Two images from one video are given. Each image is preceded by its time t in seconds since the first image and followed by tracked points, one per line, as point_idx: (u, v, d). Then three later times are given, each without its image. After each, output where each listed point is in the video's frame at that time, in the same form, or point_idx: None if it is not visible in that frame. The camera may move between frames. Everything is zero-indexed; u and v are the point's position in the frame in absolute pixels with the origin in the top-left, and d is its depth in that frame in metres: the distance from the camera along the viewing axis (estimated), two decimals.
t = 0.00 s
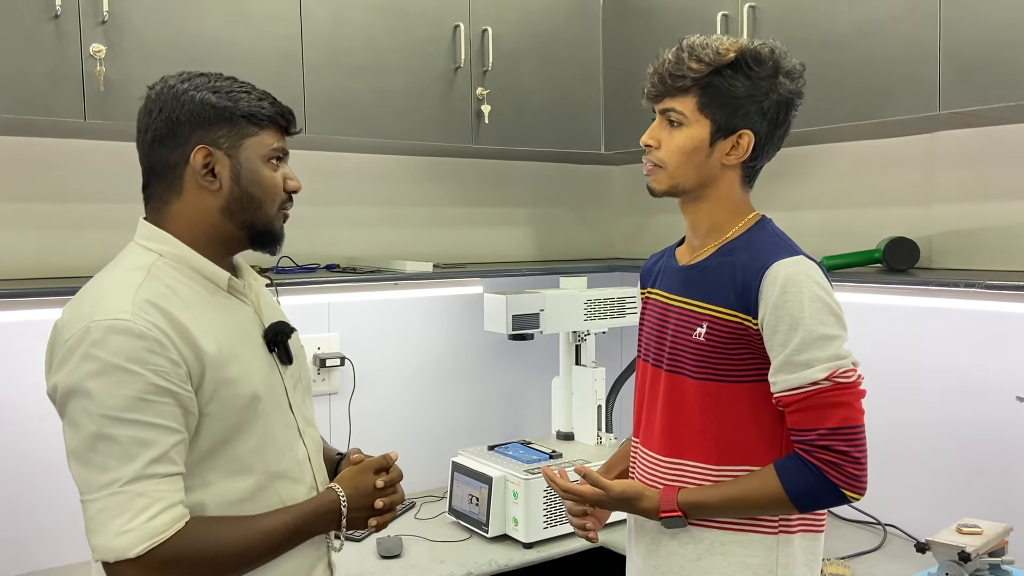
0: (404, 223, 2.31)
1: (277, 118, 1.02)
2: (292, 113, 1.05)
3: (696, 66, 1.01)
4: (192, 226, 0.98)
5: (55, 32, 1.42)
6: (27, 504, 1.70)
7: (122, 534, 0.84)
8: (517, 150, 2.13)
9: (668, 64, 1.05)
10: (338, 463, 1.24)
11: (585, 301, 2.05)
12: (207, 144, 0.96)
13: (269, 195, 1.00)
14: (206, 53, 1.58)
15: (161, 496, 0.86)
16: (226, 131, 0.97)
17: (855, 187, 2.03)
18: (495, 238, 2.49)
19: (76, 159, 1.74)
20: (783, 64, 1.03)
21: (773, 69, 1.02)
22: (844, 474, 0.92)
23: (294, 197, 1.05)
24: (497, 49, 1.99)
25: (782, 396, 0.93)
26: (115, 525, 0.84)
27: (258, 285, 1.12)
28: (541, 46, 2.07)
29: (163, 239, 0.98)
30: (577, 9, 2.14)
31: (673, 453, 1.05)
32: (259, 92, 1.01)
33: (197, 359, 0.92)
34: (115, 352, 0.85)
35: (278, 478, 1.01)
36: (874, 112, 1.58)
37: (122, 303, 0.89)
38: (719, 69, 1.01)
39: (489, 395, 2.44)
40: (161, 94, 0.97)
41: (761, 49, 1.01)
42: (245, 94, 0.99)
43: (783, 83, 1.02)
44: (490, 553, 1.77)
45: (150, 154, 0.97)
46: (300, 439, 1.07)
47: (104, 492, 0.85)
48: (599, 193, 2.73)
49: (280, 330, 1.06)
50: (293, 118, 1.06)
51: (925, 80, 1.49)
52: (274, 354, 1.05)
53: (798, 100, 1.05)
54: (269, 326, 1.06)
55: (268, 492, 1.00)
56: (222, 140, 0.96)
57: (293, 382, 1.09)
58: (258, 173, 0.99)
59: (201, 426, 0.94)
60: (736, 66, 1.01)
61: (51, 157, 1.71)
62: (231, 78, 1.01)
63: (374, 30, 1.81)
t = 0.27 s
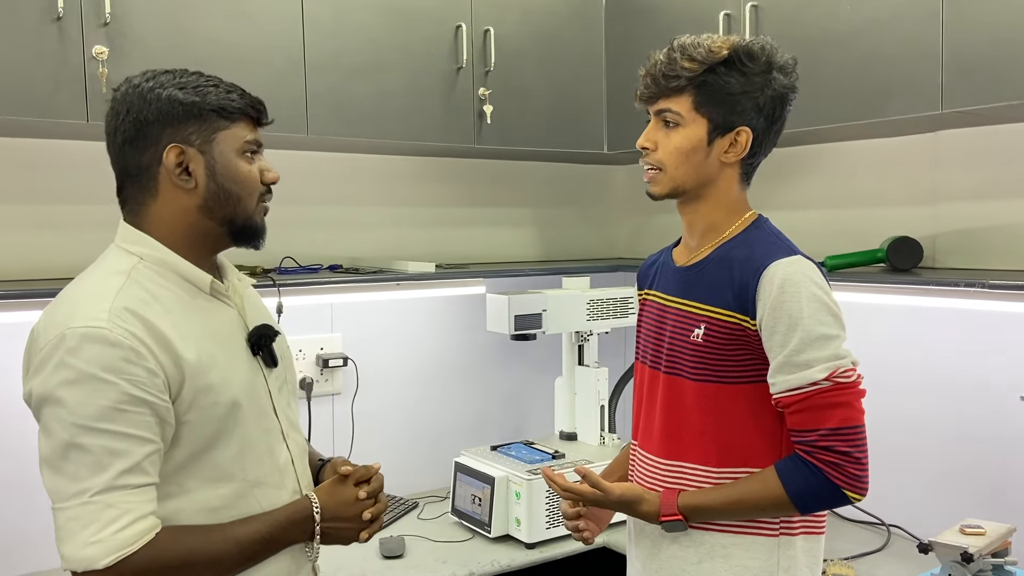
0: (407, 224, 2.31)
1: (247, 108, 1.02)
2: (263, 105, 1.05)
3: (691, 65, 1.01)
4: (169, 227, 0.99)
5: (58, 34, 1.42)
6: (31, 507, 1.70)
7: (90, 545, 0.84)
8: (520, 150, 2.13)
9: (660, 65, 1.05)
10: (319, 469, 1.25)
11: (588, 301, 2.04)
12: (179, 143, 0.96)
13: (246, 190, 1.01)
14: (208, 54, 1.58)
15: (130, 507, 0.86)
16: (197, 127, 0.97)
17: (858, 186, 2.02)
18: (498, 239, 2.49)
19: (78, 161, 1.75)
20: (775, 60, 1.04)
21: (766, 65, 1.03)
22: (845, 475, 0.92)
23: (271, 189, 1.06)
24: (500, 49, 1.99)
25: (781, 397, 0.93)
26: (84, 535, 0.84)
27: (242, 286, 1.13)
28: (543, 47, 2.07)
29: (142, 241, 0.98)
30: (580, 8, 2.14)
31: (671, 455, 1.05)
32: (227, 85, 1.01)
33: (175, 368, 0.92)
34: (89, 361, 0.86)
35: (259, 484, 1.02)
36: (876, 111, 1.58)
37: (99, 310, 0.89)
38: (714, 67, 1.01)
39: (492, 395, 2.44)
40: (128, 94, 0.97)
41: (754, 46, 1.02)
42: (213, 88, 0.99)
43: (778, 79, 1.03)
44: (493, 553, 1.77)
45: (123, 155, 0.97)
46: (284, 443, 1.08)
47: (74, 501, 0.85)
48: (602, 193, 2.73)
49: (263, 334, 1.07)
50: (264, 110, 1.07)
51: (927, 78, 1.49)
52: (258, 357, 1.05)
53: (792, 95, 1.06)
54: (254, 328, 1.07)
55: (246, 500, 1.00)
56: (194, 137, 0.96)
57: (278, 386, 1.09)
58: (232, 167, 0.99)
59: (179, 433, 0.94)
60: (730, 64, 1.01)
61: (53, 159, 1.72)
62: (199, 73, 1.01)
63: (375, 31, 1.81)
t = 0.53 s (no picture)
0: (410, 224, 2.31)
1: (227, 117, 1.00)
2: (244, 109, 1.03)
3: (684, 65, 1.02)
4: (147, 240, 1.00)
5: (60, 36, 1.43)
6: (33, 509, 1.70)
7: (82, 548, 0.84)
8: (522, 150, 2.13)
9: (654, 66, 1.06)
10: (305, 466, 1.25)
11: (590, 301, 2.05)
12: (152, 158, 0.96)
13: (224, 202, 1.00)
14: (209, 56, 1.59)
15: (123, 511, 0.87)
16: (172, 140, 0.97)
17: (861, 185, 2.02)
18: (501, 239, 2.49)
19: (81, 162, 1.75)
20: (769, 61, 1.05)
21: (760, 66, 1.04)
22: (846, 473, 0.91)
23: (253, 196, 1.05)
24: (502, 50, 1.99)
25: (780, 396, 0.93)
26: (76, 538, 0.85)
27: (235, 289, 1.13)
28: (544, 46, 2.07)
29: (134, 244, 0.98)
30: (581, 8, 2.14)
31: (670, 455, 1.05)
32: (204, 93, 0.99)
33: (173, 372, 0.93)
34: (87, 366, 0.86)
35: (254, 486, 1.03)
36: (878, 110, 1.57)
37: (97, 315, 0.90)
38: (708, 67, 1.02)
39: (495, 395, 2.44)
40: (103, 105, 0.96)
41: (747, 47, 1.03)
42: (191, 98, 0.98)
43: (771, 79, 1.04)
44: (495, 554, 1.77)
45: (101, 166, 0.98)
46: (273, 443, 1.09)
47: (67, 504, 0.85)
48: (605, 193, 2.72)
49: (256, 335, 1.07)
50: (247, 113, 1.05)
51: (930, 77, 1.48)
52: (250, 358, 1.06)
53: (785, 95, 1.07)
54: (246, 329, 1.08)
55: (242, 501, 1.01)
56: (168, 152, 0.96)
57: (268, 386, 1.10)
58: (207, 180, 0.99)
59: (178, 435, 0.95)
60: (724, 64, 1.02)
61: (56, 160, 1.73)
62: (177, 79, 0.99)
63: (377, 31, 1.81)
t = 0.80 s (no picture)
0: (412, 224, 2.32)
1: (221, 115, 1.00)
2: (238, 107, 1.03)
3: (678, 65, 1.02)
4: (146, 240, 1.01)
5: (62, 38, 1.43)
6: (39, 510, 1.70)
7: (98, 543, 0.85)
8: (524, 150, 2.13)
9: (648, 65, 1.06)
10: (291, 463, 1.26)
11: (592, 301, 2.05)
12: (147, 159, 0.96)
13: (219, 201, 1.00)
14: (211, 57, 1.59)
15: (138, 506, 0.87)
16: (166, 140, 0.97)
17: (864, 184, 2.01)
18: (503, 238, 2.49)
19: (84, 164, 1.76)
20: (762, 60, 1.05)
21: (753, 65, 1.04)
22: (847, 470, 0.91)
23: (252, 194, 1.05)
24: (504, 50, 1.99)
25: (780, 393, 0.93)
26: (92, 534, 0.85)
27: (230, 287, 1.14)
28: (546, 47, 2.07)
29: (137, 245, 0.99)
30: (583, 8, 2.14)
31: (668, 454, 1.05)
32: (198, 93, 0.99)
33: (180, 370, 0.94)
34: (101, 364, 0.86)
35: (248, 481, 1.04)
36: (880, 108, 1.57)
37: (108, 314, 0.90)
38: (701, 67, 1.02)
39: (498, 395, 2.44)
40: (100, 108, 0.97)
41: (740, 45, 1.03)
42: (185, 98, 0.98)
43: (765, 77, 1.04)
44: (497, 553, 1.77)
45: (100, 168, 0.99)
46: (266, 442, 1.09)
47: (82, 501, 0.86)
48: (609, 192, 2.72)
49: (255, 335, 1.08)
50: (242, 111, 1.04)
51: (932, 76, 1.48)
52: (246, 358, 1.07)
53: (779, 93, 1.07)
54: (243, 329, 1.08)
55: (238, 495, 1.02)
56: (163, 152, 0.96)
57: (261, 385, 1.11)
58: (202, 179, 0.99)
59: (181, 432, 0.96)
60: (717, 63, 1.02)
61: (60, 162, 1.73)
62: (172, 79, 0.99)
63: (378, 32, 1.81)
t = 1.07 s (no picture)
0: (415, 224, 2.32)
1: (213, 113, 1.01)
2: (230, 105, 1.04)
3: (676, 62, 1.02)
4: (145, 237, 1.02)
5: (63, 40, 1.44)
6: (44, 509, 1.71)
7: (101, 528, 0.86)
8: (527, 149, 2.13)
9: (646, 63, 1.06)
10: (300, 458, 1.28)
11: (595, 301, 2.06)
12: (143, 158, 0.97)
13: (215, 197, 1.02)
14: (212, 58, 1.60)
15: (139, 491, 0.88)
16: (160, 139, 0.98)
17: (867, 182, 2.00)
18: (506, 238, 2.49)
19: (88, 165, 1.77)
20: (761, 57, 1.05)
21: (752, 62, 1.04)
22: (842, 471, 0.91)
23: (245, 190, 1.07)
24: (505, 50, 2.00)
25: (775, 394, 0.93)
26: (95, 519, 0.86)
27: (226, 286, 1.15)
28: (548, 47, 2.07)
29: (132, 241, 1.01)
30: (585, 7, 2.13)
31: (666, 454, 1.05)
32: (190, 92, 1.00)
33: (176, 359, 0.95)
34: (100, 351, 0.87)
35: (244, 474, 1.03)
36: (882, 106, 1.57)
37: (106, 305, 0.91)
38: (699, 64, 1.02)
39: (501, 395, 2.44)
40: (95, 111, 0.99)
41: (739, 43, 1.03)
42: (176, 98, 0.99)
43: (764, 75, 1.04)
44: (499, 553, 1.77)
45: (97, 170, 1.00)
46: (266, 438, 1.09)
47: (84, 487, 0.86)
48: (612, 192, 2.72)
49: (251, 332, 1.09)
50: (234, 109, 1.06)
51: (933, 73, 1.47)
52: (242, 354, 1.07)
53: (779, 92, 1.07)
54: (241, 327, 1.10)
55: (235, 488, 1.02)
56: (157, 151, 0.97)
57: (259, 383, 1.11)
58: (197, 176, 1.00)
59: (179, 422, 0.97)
60: (716, 61, 1.02)
61: (64, 163, 1.74)
62: (164, 80, 1.01)
63: (380, 32, 1.81)
